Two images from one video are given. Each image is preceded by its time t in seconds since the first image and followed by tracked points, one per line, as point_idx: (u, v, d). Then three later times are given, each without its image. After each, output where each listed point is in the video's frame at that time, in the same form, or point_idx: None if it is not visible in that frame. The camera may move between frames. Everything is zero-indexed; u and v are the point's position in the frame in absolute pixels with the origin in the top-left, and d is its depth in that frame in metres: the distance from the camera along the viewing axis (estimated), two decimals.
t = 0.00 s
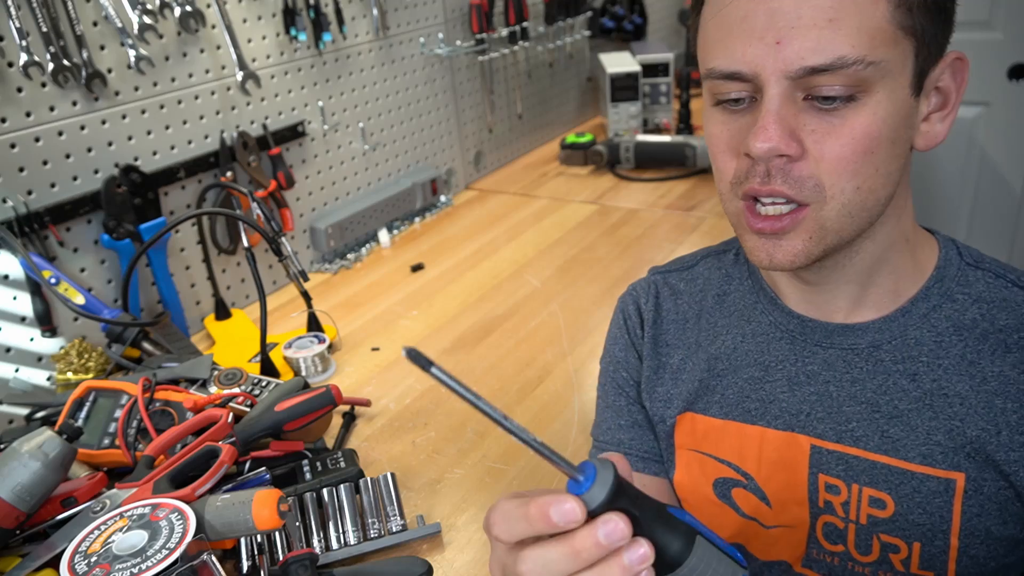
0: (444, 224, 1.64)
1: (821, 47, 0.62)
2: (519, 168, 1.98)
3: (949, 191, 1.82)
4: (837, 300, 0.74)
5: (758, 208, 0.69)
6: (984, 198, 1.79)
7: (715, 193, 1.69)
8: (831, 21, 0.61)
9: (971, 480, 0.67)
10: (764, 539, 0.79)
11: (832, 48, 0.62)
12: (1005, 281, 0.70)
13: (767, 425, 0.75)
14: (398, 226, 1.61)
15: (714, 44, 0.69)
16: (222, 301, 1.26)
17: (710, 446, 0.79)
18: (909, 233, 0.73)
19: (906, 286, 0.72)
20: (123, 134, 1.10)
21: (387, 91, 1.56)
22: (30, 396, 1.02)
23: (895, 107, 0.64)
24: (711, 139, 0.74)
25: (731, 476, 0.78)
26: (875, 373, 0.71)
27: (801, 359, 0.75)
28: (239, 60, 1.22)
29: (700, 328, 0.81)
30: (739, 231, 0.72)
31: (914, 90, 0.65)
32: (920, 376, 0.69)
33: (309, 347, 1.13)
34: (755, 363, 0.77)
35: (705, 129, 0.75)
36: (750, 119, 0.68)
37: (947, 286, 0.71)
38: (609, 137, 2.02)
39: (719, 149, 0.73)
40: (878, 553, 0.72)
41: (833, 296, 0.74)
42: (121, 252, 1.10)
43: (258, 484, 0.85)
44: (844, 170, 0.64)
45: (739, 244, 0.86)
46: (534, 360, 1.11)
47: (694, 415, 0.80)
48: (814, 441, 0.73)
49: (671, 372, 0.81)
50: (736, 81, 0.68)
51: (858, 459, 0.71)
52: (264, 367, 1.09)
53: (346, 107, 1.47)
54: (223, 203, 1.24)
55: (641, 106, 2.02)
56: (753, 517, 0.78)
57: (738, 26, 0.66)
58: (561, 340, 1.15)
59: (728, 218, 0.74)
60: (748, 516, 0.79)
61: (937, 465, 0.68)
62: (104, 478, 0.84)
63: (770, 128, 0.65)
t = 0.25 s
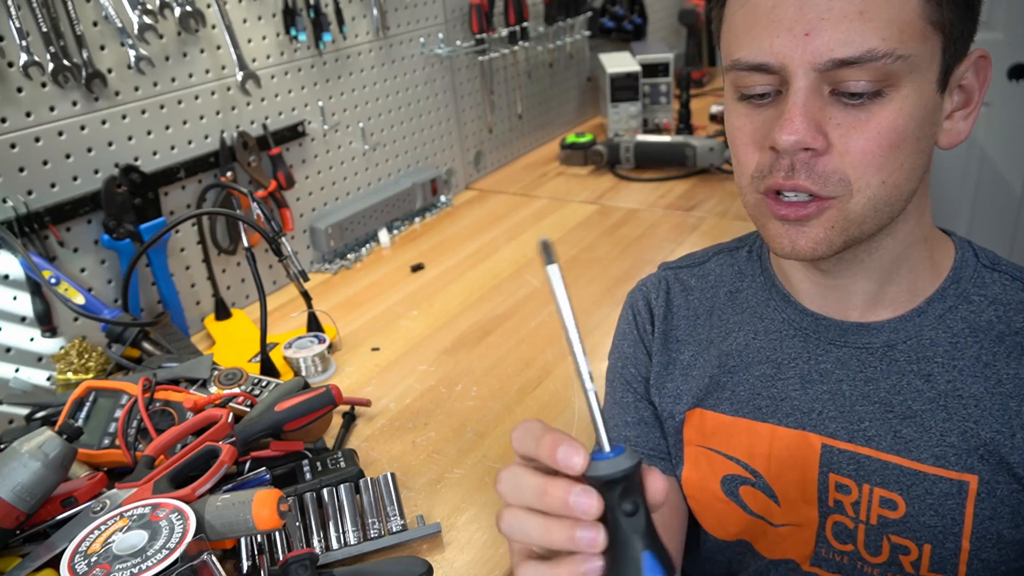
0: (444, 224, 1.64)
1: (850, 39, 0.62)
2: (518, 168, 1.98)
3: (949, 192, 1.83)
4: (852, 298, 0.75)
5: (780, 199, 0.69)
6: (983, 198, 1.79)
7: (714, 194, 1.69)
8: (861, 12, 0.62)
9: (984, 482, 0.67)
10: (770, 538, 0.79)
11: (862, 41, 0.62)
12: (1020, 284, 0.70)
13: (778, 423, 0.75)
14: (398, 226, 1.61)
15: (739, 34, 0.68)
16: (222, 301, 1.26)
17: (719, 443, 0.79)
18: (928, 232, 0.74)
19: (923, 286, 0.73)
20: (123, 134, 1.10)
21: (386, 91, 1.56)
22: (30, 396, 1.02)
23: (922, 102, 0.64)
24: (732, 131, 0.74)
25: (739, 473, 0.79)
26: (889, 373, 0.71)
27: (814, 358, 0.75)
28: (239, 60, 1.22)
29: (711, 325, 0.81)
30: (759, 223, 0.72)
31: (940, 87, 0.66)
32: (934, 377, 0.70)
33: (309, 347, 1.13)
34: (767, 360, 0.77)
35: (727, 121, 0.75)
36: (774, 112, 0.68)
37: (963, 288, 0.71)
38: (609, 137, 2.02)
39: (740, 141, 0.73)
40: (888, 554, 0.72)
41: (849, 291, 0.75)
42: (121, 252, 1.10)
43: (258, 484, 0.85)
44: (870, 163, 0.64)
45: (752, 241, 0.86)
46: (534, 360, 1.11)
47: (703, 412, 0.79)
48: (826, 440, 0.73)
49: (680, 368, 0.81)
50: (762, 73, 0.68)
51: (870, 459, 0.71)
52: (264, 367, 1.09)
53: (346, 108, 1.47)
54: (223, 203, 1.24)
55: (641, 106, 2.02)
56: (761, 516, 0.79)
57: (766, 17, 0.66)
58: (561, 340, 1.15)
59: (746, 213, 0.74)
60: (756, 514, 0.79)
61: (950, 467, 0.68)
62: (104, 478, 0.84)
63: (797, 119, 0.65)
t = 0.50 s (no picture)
0: (444, 224, 1.64)
1: (847, 42, 0.62)
2: (518, 168, 1.97)
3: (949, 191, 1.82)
4: (860, 292, 0.75)
5: (788, 206, 0.70)
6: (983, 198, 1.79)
7: (714, 194, 1.69)
8: (857, 14, 0.62)
9: (991, 477, 0.68)
10: (775, 533, 0.79)
11: (859, 42, 0.62)
12: None
13: (785, 418, 0.76)
14: (398, 226, 1.61)
15: (735, 44, 0.70)
16: (222, 301, 1.26)
17: (726, 438, 0.79)
18: (933, 227, 0.74)
19: (932, 282, 0.73)
20: (123, 134, 1.10)
21: (387, 91, 1.56)
22: (30, 396, 1.02)
23: (920, 100, 0.65)
24: (736, 139, 0.75)
25: (746, 467, 0.79)
26: (897, 368, 0.72)
27: (822, 353, 0.75)
28: (239, 60, 1.22)
29: (719, 321, 0.82)
30: (767, 230, 0.73)
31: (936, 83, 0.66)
32: (942, 372, 0.70)
33: (309, 347, 1.13)
34: (775, 355, 0.77)
35: (728, 128, 0.76)
36: (777, 117, 0.69)
37: (971, 284, 0.72)
38: (609, 137, 2.02)
39: (744, 147, 0.73)
40: (894, 548, 0.72)
41: (855, 287, 0.75)
42: (122, 252, 1.10)
43: (258, 484, 0.85)
44: (873, 162, 0.65)
45: (759, 238, 0.86)
46: (534, 360, 1.11)
47: (710, 406, 0.80)
48: (833, 434, 0.74)
49: (688, 362, 0.82)
50: (761, 79, 0.68)
51: (877, 454, 0.72)
52: (264, 367, 1.09)
53: (346, 108, 1.47)
54: (223, 203, 1.24)
55: (641, 106, 2.02)
56: (767, 511, 0.79)
57: (762, 24, 0.66)
58: (560, 340, 1.15)
59: (753, 217, 0.75)
60: (762, 509, 0.79)
61: (957, 462, 0.69)
62: (104, 478, 0.84)
63: (799, 124, 0.65)
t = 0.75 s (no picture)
0: (444, 223, 1.64)
1: (809, 62, 0.62)
2: (519, 168, 1.98)
3: (949, 191, 1.83)
4: (851, 285, 0.74)
5: (772, 223, 0.70)
6: (983, 198, 1.79)
7: (715, 194, 1.69)
8: (816, 36, 0.62)
9: (983, 463, 0.68)
10: (772, 524, 0.79)
11: (821, 62, 0.62)
12: (1018, 270, 0.71)
13: (781, 409, 0.77)
14: (398, 226, 1.61)
15: (703, 67, 0.70)
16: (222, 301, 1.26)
17: (723, 431, 0.80)
18: (918, 221, 0.74)
19: (921, 274, 0.73)
20: (123, 134, 1.10)
21: (387, 90, 1.56)
22: (30, 396, 1.02)
23: (888, 108, 0.65)
24: (712, 157, 0.75)
25: (743, 459, 0.80)
26: (889, 358, 0.72)
27: (815, 345, 0.76)
28: (239, 60, 1.22)
29: (717, 313, 0.83)
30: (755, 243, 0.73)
31: (905, 86, 0.66)
32: (933, 361, 0.70)
33: (309, 347, 1.13)
34: (771, 348, 0.78)
35: (705, 146, 0.76)
36: (751, 136, 0.69)
37: (962, 275, 0.72)
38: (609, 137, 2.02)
39: (721, 165, 0.74)
40: (890, 536, 0.72)
41: (845, 283, 0.75)
42: (121, 252, 1.10)
43: (259, 484, 0.84)
44: (849, 175, 0.65)
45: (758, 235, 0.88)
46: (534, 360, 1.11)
47: (706, 398, 0.81)
48: (828, 425, 0.74)
49: (685, 354, 0.83)
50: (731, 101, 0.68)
51: (871, 443, 0.72)
52: (264, 367, 1.09)
53: (346, 107, 1.47)
54: (223, 203, 1.24)
55: (640, 106, 2.02)
56: (764, 503, 0.79)
57: (726, 48, 0.66)
58: (561, 340, 1.15)
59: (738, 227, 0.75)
60: (759, 501, 0.80)
61: (950, 449, 0.69)
62: (104, 478, 0.84)
63: (771, 145, 0.65)
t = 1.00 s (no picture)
0: (444, 224, 1.64)
1: (802, 61, 0.62)
2: (519, 168, 1.98)
3: (949, 190, 1.83)
4: (842, 283, 0.74)
5: (761, 212, 0.70)
6: (984, 198, 1.79)
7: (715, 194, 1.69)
8: (809, 35, 0.62)
9: (974, 455, 0.68)
10: (769, 521, 0.79)
11: (813, 61, 0.62)
12: (1007, 264, 0.70)
13: (774, 405, 0.77)
14: (398, 226, 1.61)
15: (698, 64, 0.69)
16: (222, 301, 1.26)
17: (719, 428, 0.80)
18: (908, 216, 0.73)
19: (908, 268, 0.72)
20: (122, 134, 1.10)
21: (387, 91, 1.56)
22: (30, 396, 1.02)
23: (880, 106, 0.64)
24: (705, 152, 0.75)
25: (738, 456, 0.80)
26: (880, 352, 0.72)
27: (807, 341, 0.76)
28: (239, 60, 1.22)
29: (711, 313, 0.83)
30: (743, 234, 0.73)
31: (895, 86, 0.66)
32: (923, 354, 0.70)
33: (309, 347, 1.13)
34: (764, 345, 0.78)
35: (697, 142, 0.76)
36: (744, 133, 0.69)
37: (950, 269, 0.71)
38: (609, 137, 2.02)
39: (713, 161, 0.74)
40: (883, 529, 0.73)
41: (841, 280, 0.74)
42: (121, 252, 1.10)
43: (258, 484, 0.84)
44: (840, 170, 0.65)
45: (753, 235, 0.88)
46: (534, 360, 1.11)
47: (702, 397, 0.81)
48: (821, 420, 0.74)
49: (680, 355, 0.83)
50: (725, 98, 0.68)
51: (863, 436, 0.72)
52: (264, 367, 1.09)
53: (346, 107, 1.46)
54: (223, 203, 1.24)
55: (640, 106, 2.02)
56: (760, 499, 0.80)
57: (720, 46, 0.66)
58: (561, 340, 1.15)
59: (728, 221, 0.75)
60: (755, 497, 0.80)
61: (940, 441, 0.69)
62: (104, 478, 0.84)
63: (764, 142, 0.65)
